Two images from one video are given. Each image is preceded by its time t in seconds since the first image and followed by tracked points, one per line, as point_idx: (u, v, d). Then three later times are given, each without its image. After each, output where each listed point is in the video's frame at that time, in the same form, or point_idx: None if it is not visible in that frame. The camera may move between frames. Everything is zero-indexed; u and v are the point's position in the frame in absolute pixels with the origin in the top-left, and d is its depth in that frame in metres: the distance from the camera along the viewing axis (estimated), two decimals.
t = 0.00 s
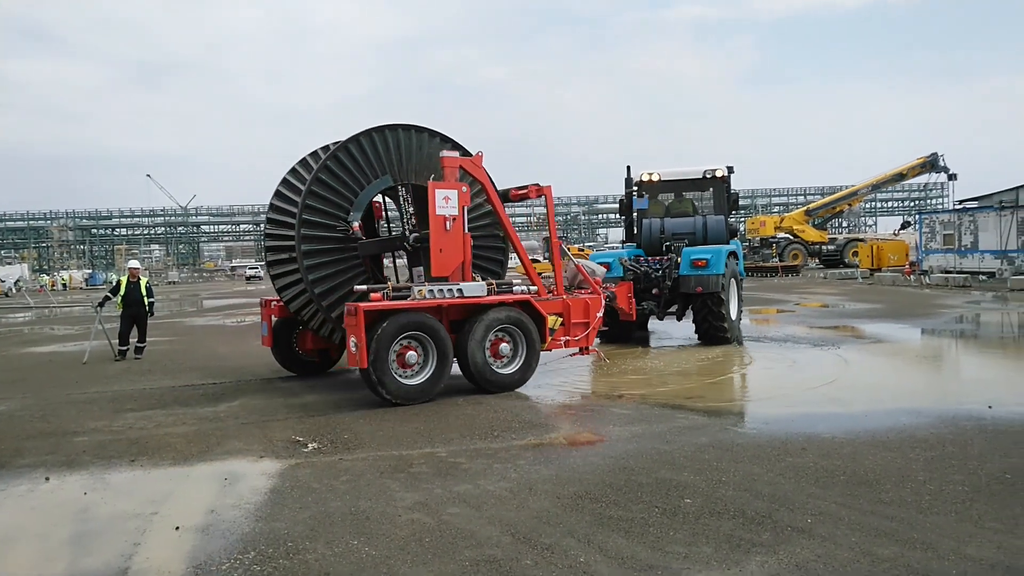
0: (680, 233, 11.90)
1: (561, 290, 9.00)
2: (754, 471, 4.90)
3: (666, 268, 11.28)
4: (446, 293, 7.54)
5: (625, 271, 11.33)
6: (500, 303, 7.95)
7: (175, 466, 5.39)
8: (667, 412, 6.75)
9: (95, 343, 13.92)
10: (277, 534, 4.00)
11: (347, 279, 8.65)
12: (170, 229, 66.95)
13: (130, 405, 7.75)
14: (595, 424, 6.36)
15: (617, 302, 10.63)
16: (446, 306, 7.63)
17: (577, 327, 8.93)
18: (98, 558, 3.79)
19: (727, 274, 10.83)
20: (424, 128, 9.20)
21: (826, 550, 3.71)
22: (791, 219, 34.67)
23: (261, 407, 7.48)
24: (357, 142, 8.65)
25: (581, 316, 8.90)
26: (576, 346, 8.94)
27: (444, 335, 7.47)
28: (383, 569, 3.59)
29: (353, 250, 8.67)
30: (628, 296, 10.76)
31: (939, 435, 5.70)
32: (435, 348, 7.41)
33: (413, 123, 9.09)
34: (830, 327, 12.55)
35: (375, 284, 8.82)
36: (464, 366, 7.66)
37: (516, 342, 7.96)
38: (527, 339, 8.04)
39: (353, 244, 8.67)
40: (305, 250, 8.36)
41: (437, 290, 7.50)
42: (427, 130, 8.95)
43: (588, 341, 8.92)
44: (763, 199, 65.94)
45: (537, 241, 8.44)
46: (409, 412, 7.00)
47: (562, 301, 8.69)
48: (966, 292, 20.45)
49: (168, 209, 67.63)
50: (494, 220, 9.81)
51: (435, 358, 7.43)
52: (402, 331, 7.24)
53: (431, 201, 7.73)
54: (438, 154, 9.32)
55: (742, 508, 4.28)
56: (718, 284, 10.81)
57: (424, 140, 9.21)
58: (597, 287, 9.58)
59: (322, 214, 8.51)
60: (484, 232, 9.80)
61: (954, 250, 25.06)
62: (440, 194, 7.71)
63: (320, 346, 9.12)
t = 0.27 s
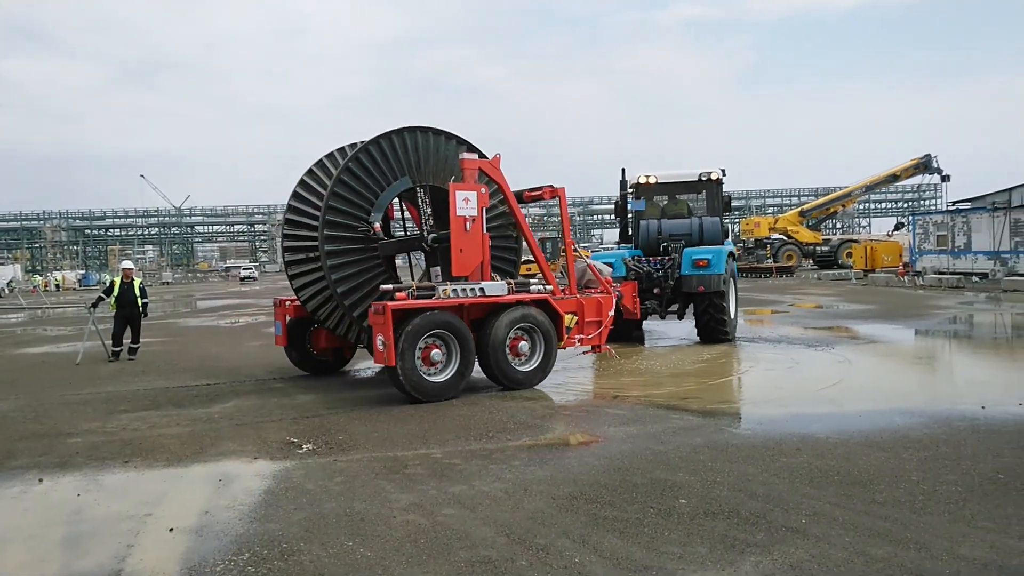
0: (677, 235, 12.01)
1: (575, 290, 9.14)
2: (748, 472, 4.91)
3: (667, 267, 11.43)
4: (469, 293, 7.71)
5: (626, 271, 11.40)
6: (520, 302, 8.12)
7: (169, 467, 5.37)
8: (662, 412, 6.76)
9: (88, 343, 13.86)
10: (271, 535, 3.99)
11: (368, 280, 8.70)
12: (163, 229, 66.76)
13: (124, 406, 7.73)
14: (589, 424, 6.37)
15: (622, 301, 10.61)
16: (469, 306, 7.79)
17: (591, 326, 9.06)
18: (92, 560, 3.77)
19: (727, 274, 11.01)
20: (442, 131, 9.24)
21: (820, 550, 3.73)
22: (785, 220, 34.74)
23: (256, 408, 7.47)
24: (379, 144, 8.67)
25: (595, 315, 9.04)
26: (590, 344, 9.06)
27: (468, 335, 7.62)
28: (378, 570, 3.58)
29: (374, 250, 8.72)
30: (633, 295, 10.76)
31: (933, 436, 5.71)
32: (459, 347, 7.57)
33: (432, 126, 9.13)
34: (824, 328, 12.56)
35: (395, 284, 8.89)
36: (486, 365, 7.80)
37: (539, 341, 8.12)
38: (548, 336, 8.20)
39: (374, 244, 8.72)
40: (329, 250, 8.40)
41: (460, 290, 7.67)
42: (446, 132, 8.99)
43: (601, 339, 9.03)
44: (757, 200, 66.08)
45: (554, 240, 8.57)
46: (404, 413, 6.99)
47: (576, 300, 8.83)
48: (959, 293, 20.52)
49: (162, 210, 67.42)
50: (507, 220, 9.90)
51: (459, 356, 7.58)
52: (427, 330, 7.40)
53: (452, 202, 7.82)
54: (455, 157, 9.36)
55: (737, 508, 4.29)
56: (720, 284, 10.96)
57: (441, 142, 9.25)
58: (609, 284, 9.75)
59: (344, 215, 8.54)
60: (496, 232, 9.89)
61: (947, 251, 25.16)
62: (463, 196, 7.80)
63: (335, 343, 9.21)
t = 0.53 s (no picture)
0: (672, 235, 12.07)
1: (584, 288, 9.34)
2: (743, 471, 4.93)
3: (666, 266, 11.56)
4: (485, 292, 7.87)
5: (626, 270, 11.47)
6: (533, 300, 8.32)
7: (163, 467, 5.36)
8: (656, 412, 6.76)
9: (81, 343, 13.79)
10: (265, 535, 3.99)
11: (385, 279, 8.77)
12: (156, 228, 66.55)
13: (118, 405, 7.70)
14: (584, 424, 6.38)
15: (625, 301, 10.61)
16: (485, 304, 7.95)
17: (599, 323, 9.26)
18: (85, 560, 3.76)
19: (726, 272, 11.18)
20: (455, 133, 9.38)
21: (813, 549, 3.74)
22: (779, 220, 34.83)
23: (250, 408, 7.45)
24: (394, 145, 8.80)
25: (603, 314, 9.26)
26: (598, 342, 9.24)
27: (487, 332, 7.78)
28: (373, 570, 3.58)
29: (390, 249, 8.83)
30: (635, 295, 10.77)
31: (926, 435, 5.74)
32: (478, 345, 7.71)
33: (446, 128, 9.28)
34: (818, 328, 12.59)
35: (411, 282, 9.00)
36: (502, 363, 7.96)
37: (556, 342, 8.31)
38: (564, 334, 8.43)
39: (390, 243, 8.82)
40: (347, 249, 8.51)
41: (478, 288, 7.83)
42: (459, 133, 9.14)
43: (610, 336, 9.19)
44: (751, 200, 66.23)
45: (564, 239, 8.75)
46: (399, 413, 6.98)
47: (586, 299, 9.00)
48: (952, 293, 20.57)
49: (155, 208, 67.17)
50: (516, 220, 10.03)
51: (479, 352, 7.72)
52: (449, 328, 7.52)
53: (467, 202, 8.00)
54: (467, 158, 9.48)
55: (731, 507, 4.30)
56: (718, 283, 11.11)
57: (455, 144, 9.38)
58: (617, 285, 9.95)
59: (361, 214, 8.66)
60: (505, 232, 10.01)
61: (940, 252, 25.26)
62: (479, 194, 8.01)
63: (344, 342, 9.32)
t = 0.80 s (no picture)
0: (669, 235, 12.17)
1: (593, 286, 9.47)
2: (737, 471, 4.93)
3: (665, 265, 11.68)
4: (503, 290, 7.98)
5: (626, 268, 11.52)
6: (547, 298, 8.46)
7: (156, 466, 5.34)
8: (651, 411, 6.77)
9: (75, 342, 13.74)
10: (259, 534, 3.97)
11: (402, 279, 8.84)
12: (151, 225, 66.36)
13: (112, 404, 7.67)
14: (579, 423, 6.38)
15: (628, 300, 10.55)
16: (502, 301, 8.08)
17: (608, 320, 9.43)
18: (77, 559, 3.74)
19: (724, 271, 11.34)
20: (469, 134, 9.44)
21: (807, 548, 3.74)
22: (774, 220, 34.89)
23: (245, 406, 7.43)
24: (410, 144, 8.83)
25: (613, 311, 9.43)
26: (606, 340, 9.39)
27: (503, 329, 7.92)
28: (367, 569, 3.58)
29: (406, 248, 8.88)
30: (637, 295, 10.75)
31: (919, 435, 5.77)
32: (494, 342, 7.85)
33: (460, 130, 9.34)
34: (812, 327, 12.61)
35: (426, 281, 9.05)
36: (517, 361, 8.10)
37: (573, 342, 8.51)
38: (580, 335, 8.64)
39: (406, 243, 8.89)
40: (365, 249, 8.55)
41: (495, 286, 7.93)
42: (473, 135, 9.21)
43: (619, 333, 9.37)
44: (746, 200, 66.33)
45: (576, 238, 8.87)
46: (394, 412, 6.97)
47: (596, 296, 9.17)
48: (946, 293, 20.64)
49: (149, 206, 66.95)
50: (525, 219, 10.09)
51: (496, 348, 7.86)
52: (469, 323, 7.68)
53: (482, 201, 8.07)
54: (479, 159, 9.54)
55: (725, 507, 4.30)
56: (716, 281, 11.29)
57: (468, 144, 9.45)
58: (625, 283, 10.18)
59: (378, 214, 8.70)
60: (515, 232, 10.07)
61: (934, 251, 25.35)
62: (494, 193, 8.08)
63: (354, 339, 9.40)
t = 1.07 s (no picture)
0: (667, 235, 12.28)
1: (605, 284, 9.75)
2: (735, 470, 4.93)
3: (666, 263, 11.84)
4: (525, 287, 8.20)
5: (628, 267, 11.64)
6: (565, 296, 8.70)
7: (154, 466, 5.33)
8: (649, 410, 6.77)
9: (73, 342, 13.71)
10: (257, 535, 3.97)
11: (424, 279, 8.91)
12: (148, 225, 66.30)
13: (110, 404, 7.66)
14: (577, 423, 6.38)
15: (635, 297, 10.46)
16: (524, 299, 8.29)
17: (620, 318, 9.85)
18: (76, 559, 3.74)
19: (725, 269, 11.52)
20: (488, 135, 9.49)
21: (806, 547, 3.75)
22: (772, 219, 34.88)
23: (243, 406, 7.42)
24: (432, 146, 8.88)
25: (623, 308, 9.85)
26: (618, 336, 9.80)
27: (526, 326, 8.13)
28: (366, 569, 3.57)
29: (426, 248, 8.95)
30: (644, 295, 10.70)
31: (917, 434, 5.77)
32: (517, 339, 8.04)
33: (480, 131, 9.39)
34: (809, 327, 12.61)
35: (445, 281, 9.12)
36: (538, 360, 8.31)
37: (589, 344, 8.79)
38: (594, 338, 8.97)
39: (427, 243, 8.95)
40: (388, 248, 8.61)
41: (518, 284, 8.15)
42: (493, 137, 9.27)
43: (630, 330, 9.78)
44: (744, 199, 66.38)
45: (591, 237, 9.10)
46: (392, 412, 6.97)
47: (609, 295, 9.57)
48: (944, 292, 20.66)
49: (147, 206, 66.89)
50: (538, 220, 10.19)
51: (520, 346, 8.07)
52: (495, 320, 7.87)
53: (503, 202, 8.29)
54: (497, 161, 9.60)
55: (723, 506, 4.31)
56: (716, 280, 11.48)
57: (487, 146, 9.51)
58: (636, 283, 10.43)
59: (400, 214, 8.77)
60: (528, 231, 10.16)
61: (932, 251, 25.38)
62: (515, 194, 8.28)
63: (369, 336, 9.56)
